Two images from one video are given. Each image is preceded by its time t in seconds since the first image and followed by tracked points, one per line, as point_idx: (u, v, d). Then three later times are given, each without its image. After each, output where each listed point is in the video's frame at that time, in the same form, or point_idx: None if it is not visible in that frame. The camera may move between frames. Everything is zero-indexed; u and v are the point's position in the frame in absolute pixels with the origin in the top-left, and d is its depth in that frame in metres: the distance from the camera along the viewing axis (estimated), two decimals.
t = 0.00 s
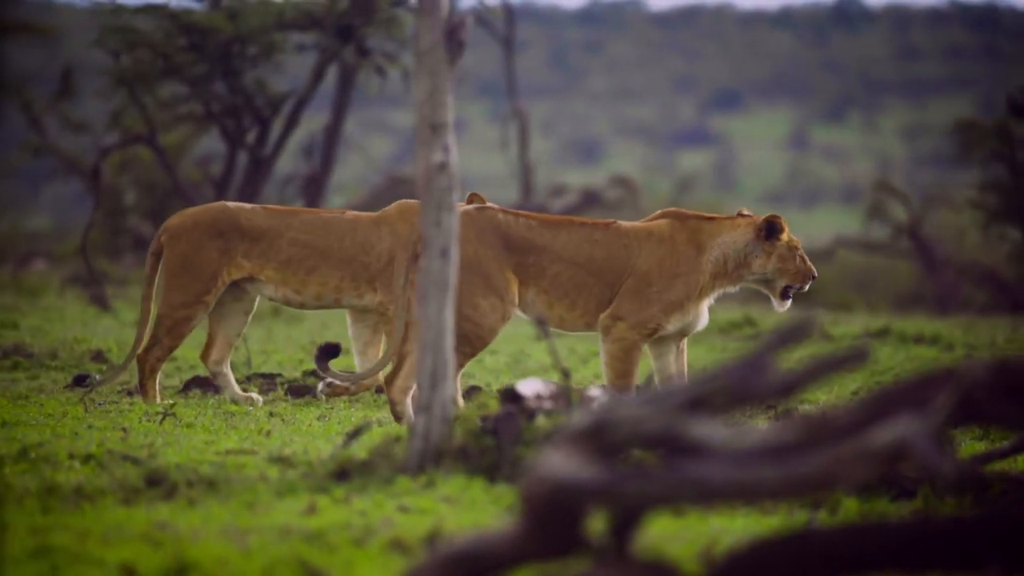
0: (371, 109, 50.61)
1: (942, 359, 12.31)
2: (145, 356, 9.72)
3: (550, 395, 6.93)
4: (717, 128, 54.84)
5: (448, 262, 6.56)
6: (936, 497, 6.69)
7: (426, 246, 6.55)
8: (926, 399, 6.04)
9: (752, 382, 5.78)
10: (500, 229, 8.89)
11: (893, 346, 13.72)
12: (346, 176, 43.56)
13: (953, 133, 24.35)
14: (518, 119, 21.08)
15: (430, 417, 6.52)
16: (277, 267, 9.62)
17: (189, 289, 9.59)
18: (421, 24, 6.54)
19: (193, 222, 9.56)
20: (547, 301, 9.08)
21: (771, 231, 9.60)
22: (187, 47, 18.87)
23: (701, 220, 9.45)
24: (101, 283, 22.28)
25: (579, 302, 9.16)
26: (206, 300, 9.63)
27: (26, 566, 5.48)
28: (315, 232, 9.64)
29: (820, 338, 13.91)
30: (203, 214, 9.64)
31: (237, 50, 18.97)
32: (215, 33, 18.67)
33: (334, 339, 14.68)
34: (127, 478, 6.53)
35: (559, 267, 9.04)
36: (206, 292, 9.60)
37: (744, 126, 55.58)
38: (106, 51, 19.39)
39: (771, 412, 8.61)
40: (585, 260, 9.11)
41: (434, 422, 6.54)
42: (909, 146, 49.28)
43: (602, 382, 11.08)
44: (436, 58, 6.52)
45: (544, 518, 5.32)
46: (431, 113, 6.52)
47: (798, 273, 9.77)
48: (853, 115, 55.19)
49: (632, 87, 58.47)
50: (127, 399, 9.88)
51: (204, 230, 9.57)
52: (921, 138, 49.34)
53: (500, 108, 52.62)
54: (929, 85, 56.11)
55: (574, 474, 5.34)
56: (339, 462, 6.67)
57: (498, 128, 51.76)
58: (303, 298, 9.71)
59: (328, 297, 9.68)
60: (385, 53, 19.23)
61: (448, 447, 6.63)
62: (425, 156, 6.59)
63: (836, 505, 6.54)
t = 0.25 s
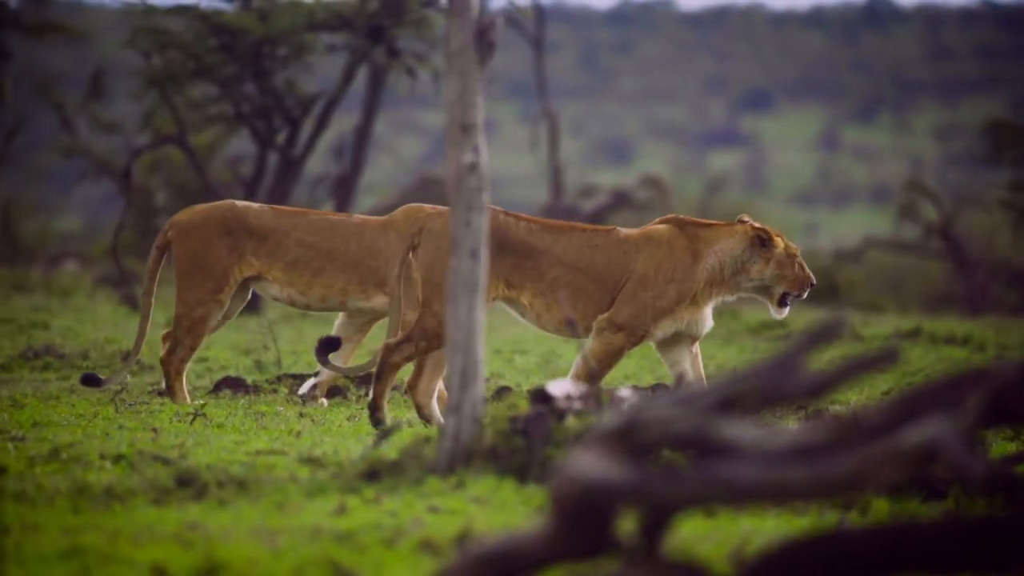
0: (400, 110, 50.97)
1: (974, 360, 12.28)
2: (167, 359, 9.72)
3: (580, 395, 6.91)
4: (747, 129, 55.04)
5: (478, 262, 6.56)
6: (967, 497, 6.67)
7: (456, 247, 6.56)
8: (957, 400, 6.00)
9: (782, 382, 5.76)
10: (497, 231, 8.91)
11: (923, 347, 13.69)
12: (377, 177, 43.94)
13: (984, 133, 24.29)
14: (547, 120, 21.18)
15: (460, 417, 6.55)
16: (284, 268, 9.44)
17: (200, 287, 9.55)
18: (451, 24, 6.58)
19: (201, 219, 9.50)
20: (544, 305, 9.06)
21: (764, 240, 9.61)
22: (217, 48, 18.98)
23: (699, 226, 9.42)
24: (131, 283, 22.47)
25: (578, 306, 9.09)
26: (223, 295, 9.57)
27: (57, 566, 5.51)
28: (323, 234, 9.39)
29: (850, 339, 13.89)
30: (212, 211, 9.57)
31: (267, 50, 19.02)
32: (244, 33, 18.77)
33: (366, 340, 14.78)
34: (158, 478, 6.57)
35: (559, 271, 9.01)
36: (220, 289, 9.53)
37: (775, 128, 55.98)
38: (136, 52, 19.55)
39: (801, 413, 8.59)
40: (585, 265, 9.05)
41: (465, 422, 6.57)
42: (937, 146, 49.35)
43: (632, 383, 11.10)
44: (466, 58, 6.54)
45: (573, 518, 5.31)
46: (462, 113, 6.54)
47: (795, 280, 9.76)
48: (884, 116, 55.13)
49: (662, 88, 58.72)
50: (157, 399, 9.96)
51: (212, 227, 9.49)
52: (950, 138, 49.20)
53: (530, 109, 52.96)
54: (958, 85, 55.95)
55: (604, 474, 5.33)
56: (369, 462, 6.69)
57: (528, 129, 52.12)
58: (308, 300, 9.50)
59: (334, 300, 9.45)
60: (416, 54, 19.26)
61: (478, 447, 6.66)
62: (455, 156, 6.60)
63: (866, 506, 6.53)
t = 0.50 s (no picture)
0: (431, 110, 51.32)
1: (1006, 361, 12.22)
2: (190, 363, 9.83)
3: (609, 396, 6.83)
4: (777, 129, 55.28)
5: (507, 262, 6.59)
6: (997, 497, 6.64)
7: (485, 247, 6.59)
8: (987, 400, 5.98)
9: (811, 381, 5.76)
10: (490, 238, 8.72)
11: (954, 347, 13.63)
12: (406, 177, 44.14)
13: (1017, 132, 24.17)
14: (576, 121, 21.27)
15: (489, 417, 6.57)
16: (286, 273, 9.53)
17: (208, 289, 9.65)
18: (481, 25, 6.63)
19: (205, 223, 9.65)
20: (538, 308, 9.08)
21: (752, 233, 9.63)
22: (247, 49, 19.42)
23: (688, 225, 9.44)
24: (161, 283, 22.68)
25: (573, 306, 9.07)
26: (232, 300, 9.69)
27: (87, 566, 5.53)
28: (325, 239, 9.44)
29: (880, 340, 13.85)
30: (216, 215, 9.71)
31: (297, 51, 19.45)
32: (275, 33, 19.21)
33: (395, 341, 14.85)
34: (187, 478, 6.61)
35: (551, 274, 9.04)
36: (228, 291, 9.63)
37: (805, 126, 56.79)
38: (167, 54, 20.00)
39: (830, 412, 8.59)
40: (577, 265, 9.06)
41: (494, 422, 6.59)
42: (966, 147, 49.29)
43: (661, 383, 11.10)
44: (495, 58, 6.59)
45: (602, 518, 5.30)
46: (491, 113, 6.58)
47: (790, 275, 9.81)
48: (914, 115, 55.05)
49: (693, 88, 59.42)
50: (187, 399, 10.06)
51: (215, 231, 9.63)
52: (979, 138, 49.00)
53: (558, 109, 53.05)
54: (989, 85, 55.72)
55: (632, 473, 5.33)
56: (399, 462, 6.70)
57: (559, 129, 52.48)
58: (309, 305, 9.55)
59: (336, 305, 9.46)
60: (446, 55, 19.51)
61: (507, 447, 6.69)
62: (484, 157, 6.65)
63: (896, 506, 6.52)
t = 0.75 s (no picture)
0: (462, 111, 51.76)
1: None
2: (212, 371, 9.96)
3: (640, 398, 6.88)
4: (809, 131, 55.63)
5: (539, 264, 6.65)
6: None
7: (517, 249, 6.66)
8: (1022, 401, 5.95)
9: (844, 383, 5.73)
10: (477, 238, 8.57)
11: (988, 350, 13.60)
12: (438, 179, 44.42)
13: None
14: (608, 122, 21.39)
15: (520, 419, 6.63)
16: (290, 277, 9.53)
17: (220, 295, 9.71)
18: (512, 26, 6.72)
19: (210, 230, 9.75)
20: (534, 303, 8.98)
21: (747, 227, 9.64)
22: (279, 51, 20.49)
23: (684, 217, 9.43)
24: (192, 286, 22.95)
25: (569, 298, 9.06)
26: (245, 306, 9.74)
27: (121, 567, 5.56)
28: (328, 241, 9.43)
29: (913, 342, 13.82)
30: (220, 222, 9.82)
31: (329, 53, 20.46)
32: (307, 36, 20.20)
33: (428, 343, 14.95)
34: (219, 480, 6.65)
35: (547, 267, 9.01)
36: (240, 296, 9.69)
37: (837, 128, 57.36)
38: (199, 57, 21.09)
39: (863, 413, 8.59)
40: (573, 257, 9.04)
41: (526, 424, 6.66)
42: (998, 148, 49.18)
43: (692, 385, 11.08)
44: (527, 59, 6.68)
45: (632, 520, 5.31)
46: (523, 115, 6.68)
47: (783, 270, 9.85)
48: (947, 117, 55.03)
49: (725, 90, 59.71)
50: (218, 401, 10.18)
51: (221, 237, 9.72)
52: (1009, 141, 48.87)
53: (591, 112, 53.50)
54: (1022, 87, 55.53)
55: (663, 476, 5.33)
56: (430, 465, 6.76)
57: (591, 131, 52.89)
58: (313, 308, 9.54)
59: (341, 306, 9.45)
60: (478, 55, 20.47)
61: (539, 449, 6.74)
62: (516, 158, 6.73)
63: (930, 508, 6.50)
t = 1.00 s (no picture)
0: (492, 113, 52.15)
1: None
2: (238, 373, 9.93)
3: (671, 400, 7.11)
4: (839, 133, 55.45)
5: (569, 266, 6.85)
6: None
7: (548, 251, 6.86)
8: None
9: (874, 384, 5.69)
10: (475, 232, 8.58)
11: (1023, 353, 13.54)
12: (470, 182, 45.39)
13: None
14: (637, 125, 21.51)
15: (551, 421, 6.81)
16: (292, 275, 9.80)
17: (229, 295, 9.78)
18: (543, 29, 6.89)
19: (212, 233, 9.84)
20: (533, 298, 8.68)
21: (743, 225, 9.74)
22: (310, 52, 22.07)
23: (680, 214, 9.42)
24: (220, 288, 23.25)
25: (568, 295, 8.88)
26: (258, 307, 9.82)
27: (152, 568, 5.57)
28: (327, 237, 9.78)
29: (947, 344, 13.77)
30: (221, 224, 9.92)
31: (360, 56, 21.99)
32: (338, 38, 21.81)
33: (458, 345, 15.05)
34: (249, 481, 6.70)
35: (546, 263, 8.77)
36: (251, 296, 9.77)
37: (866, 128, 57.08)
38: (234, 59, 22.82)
39: (895, 415, 8.61)
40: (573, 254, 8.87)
41: (556, 426, 6.83)
42: None
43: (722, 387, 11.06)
44: (556, 62, 6.85)
45: (663, 524, 5.27)
46: (552, 117, 6.85)
47: (781, 268, 9.96)
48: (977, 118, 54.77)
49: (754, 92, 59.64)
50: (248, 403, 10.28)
51: (224, 239, 9.82)
52: None
53: (620, 113, 53.82)
54: None
55: (694, 478, 5.29)
56: (461, 466, 6.89)
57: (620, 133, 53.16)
58: (314, 305, 9.87)
59: (339, 303, 9.82)
60: (506, 58, 21.64)
61: (569, 450, 6.87)
62: (546, 161, 6.90)
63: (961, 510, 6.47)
